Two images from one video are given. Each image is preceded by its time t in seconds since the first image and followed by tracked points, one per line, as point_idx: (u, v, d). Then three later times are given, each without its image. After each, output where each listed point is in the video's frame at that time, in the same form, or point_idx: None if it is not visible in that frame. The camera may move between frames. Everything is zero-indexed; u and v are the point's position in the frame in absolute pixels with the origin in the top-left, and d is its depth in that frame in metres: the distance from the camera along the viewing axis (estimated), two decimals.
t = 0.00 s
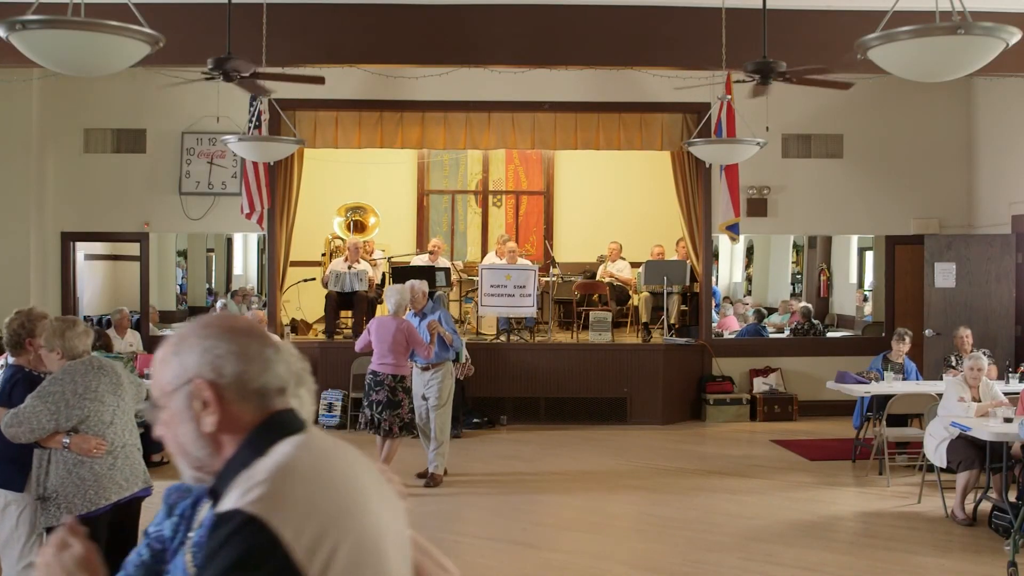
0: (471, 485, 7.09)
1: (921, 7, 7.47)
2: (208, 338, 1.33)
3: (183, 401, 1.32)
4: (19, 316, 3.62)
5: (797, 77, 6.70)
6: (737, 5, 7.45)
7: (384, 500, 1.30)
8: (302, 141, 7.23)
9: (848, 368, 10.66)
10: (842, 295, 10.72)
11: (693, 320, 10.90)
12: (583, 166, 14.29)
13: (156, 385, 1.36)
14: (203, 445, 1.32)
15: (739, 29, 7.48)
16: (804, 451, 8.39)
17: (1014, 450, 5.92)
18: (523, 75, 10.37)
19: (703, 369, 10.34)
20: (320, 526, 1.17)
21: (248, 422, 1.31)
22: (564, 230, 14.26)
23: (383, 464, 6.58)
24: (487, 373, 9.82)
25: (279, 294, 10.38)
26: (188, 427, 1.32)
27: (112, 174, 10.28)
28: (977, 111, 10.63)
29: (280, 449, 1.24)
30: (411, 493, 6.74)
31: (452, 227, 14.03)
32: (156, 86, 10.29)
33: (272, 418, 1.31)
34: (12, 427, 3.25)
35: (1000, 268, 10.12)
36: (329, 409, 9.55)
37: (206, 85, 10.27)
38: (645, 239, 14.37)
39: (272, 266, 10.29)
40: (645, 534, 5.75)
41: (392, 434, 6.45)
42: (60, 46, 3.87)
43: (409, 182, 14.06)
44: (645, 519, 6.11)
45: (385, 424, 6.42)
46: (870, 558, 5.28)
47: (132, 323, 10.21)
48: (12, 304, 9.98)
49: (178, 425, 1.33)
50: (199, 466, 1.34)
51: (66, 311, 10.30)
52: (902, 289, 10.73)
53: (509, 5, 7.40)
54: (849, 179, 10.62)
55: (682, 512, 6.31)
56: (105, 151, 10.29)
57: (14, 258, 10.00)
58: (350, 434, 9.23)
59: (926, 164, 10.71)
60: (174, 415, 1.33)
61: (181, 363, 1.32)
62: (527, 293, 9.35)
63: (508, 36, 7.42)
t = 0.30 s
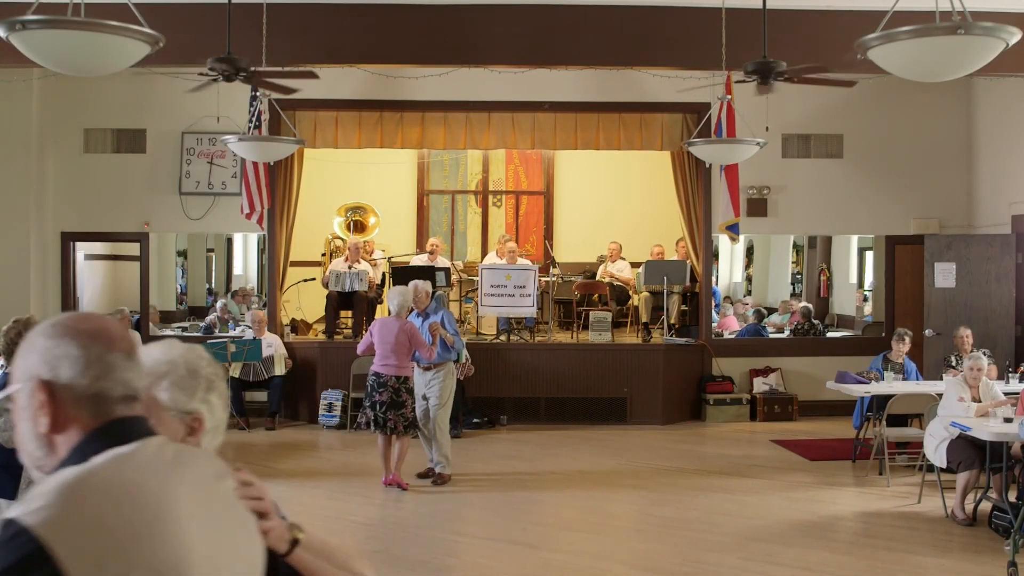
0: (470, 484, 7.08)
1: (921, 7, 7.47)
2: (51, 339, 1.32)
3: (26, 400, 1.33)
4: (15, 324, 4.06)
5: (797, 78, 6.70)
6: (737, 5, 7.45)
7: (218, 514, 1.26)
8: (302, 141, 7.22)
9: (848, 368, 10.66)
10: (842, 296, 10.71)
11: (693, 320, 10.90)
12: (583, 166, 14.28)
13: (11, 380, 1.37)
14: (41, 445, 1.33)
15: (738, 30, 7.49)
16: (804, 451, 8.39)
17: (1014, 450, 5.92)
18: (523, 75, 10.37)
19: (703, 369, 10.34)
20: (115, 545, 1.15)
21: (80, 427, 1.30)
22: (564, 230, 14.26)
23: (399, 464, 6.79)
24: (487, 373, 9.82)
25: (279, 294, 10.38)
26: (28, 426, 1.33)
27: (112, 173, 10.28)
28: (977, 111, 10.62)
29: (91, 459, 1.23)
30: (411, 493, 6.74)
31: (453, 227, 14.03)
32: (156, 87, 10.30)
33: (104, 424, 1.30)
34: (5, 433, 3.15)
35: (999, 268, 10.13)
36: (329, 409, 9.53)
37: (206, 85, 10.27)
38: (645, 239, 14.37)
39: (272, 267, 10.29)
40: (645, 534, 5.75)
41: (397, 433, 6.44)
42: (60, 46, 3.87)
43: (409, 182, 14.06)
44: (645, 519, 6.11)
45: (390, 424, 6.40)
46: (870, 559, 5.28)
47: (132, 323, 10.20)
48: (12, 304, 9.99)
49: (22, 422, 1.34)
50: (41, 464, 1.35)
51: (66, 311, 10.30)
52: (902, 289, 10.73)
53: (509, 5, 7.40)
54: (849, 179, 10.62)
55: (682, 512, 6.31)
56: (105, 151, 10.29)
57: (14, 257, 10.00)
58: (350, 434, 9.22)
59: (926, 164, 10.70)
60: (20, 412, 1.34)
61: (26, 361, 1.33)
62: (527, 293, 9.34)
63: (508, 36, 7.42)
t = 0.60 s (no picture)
0: (470, 484, 7.08)
1: (922, 7, 7.47)
2: None
3: None
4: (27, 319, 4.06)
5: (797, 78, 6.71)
6: (737, 5, 7.45)
7: None
8: (302, 141, 7.22)
9: (848, 368, 10.67)
10: (843, 295, 10.70)
11: (694, 320, 10.91)
12: (583, 166, 14.28)
13: None
14: None
15: (738, 29, 7.49)
16: (804, 451, 8.39)
17: (1015, 450, 5.92)
18: (524, 75, 10.37)
19: (703, 369, 10.34)
20: None
21: None
22: (564, 230, 14.27)
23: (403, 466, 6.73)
24: (487, 373, 9.82)
25: (280, 294, 10.38)
26: None
27: (112, 174, 10.28)
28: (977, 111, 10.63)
29: None
30: (412, 493, 6.74)
31: (452, 227, 14.03)
32: (156, 86, 10.30)
33: None
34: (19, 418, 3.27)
35: (999, 268, 10.13)
36: (329, 409, 9.53)
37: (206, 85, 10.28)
38: (645, 239, 14.37)
39: (272, 267, 10.30)
40: (646, 534, 5.75)
41: (402, 433, 6.43)
42: (60, 46, 3.87)
43: (409, 182, 14.06)
44: (645, 519, 6.11)
45: (395, 423, 6.39)
46: (870, 559, 5.28)
47: (132, 323, 10.20)
48: (12, 304, 9.98)
49: None
50: None
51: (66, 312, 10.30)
52: (902, 289, 10.73)
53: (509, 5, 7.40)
54: (849, 179, 10.63)
55: (682, 512, 6.31)
56: (105, 151, 10.29)
57: (14, 257, 10.00)
58: (350, 434, 9.22)
59: (926, 164, 10.71)
60: None
61: None
62: (527, 293, 9.34)
63: (508, 36, 7.42)
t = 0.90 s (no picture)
0: (470, 484, 7.09)
1: (922, 7, 7.47)
2: None
3: None
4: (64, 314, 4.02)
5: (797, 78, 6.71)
6: (737, 5, 7.45)
7: None
8: (302, 142, 7.22)
9: (847, 368, 10.67)
10: (843, 295, 10.68)
11: (694, 320, 10.91)
12: (583, 166, 14.28)
13: None
14: None
15: (738, 29, 7.49)
16: (804, 451, 8.39)
17: (1014, 450, 5.92)
18: (524, 75, 10.37)
19: (703, 369, 10.34)
20: None
21: None
22: (564, 230, 14.27)
23: (400, 469, 6.73)
24: (487, 373, 9.82)
25: (280, 293, 10.38)
26: None
27: (113, 174, 10.28)
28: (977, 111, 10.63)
29: None
30: (413, 493, 6.75)
31: (453, 227, 14.03)
32: (156, 86, 10.30)
33: None
34: (43, 409, 3.24)
35: (999, 268, 10.13)
36: (329, 409, 9.52)
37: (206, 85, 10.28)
38: (645, 239, 14.37)
39: (272, 267, 10.29)
40: (646, 534, 5.75)
41: (408, 432, 6.37)
42: (60, 46, 3.87)
43: (409, 182, 14.06)
44: (645, 519, 6.11)
45: (401, 423, 6.33)
46: (870, 559, 5.28)
47: (132, 323, 10.19)
48: (12, 304, 9.98)
49: None
50: None
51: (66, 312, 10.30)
52: (902, 289, 10.72)
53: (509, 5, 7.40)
54: (849, 179, 10.62)
55: (682, 512, 6.30)
56: (106, 151, 10.30)
57: (14, 257, 10.00)
58: (350, 434, 9.22)
59: (926, 164, 10.70)
60: None
61: None
62: (527, 293, 9.34)
63: (507, 36, 7.42)
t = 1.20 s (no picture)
0: (470, 484, 7.09)
1: (922, 7, 7.47)
2: None
3: None
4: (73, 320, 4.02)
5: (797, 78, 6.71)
6: (737, 5, 7.45)
7: None
8: (301, 142, 7.22)
9: (847, 368, 10.67)
10: (843, 295, 10.67)
11: (694, 320, 10.92)
12: (583, 166, 14.28)
13: None
14: None
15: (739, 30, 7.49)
16: (804, 451, 8.39)
17: (1014, 450, 5.92)
18: (524, 75, 10.37)
19: (703, 369, 10.34)
20: None
21: None
22: (564, 230, 14.27)
23: (398, 469, 6.70)
24: (487, 373, 9.82)
25: (280, 293, 10.38)
26: None
27: (113, 174, 10.29)
28: (977, 111, 10.63)
29: None
30: (413, 494, 6.75)
31: (453, 227, 14.03)
32: (156, 86, 10.30)
33: None
34: (54, 409, 3.24)
35: (999, 267, 10.13)
36: (329, 409, 9.52)
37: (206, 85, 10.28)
38: (645, 239, 14.38)
39: (272, 267, 10.29)
40: (646, 534, 5.75)
41: (401, 437, 6.38)
42: (60, 46, 3.87)
43: (409, 182, 14.07)
44: (645, 519, 6.11)
45: (393, 428, 6.33)
46: (870, 559, 5.28)
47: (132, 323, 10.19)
48: (12, 305, 9.98)
49: None
50: None
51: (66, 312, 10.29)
52: (902, 289, 10.72)
53: (509, 5, 7.41)
54: (848, 179, 10.62)
55: (683, 513, 6.30)
56: (106, 151, 10.30)
57: (14, 257, 10.00)
58: (351, 434, 9.22)
59: (926, 164, 10.70)
60: None
61: None
62: (527, 293, 9.34)
63: (507, 36, 7.43)
